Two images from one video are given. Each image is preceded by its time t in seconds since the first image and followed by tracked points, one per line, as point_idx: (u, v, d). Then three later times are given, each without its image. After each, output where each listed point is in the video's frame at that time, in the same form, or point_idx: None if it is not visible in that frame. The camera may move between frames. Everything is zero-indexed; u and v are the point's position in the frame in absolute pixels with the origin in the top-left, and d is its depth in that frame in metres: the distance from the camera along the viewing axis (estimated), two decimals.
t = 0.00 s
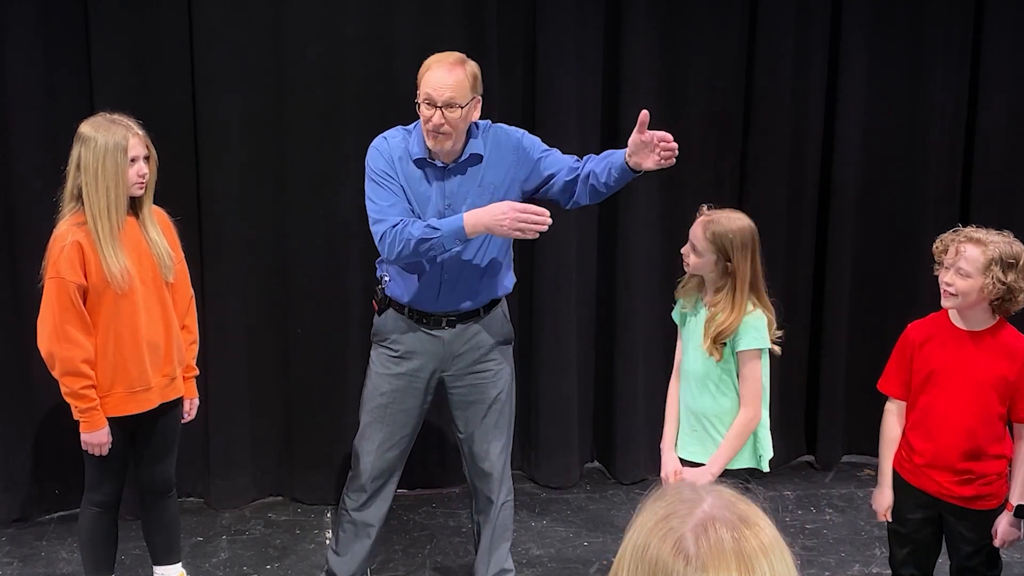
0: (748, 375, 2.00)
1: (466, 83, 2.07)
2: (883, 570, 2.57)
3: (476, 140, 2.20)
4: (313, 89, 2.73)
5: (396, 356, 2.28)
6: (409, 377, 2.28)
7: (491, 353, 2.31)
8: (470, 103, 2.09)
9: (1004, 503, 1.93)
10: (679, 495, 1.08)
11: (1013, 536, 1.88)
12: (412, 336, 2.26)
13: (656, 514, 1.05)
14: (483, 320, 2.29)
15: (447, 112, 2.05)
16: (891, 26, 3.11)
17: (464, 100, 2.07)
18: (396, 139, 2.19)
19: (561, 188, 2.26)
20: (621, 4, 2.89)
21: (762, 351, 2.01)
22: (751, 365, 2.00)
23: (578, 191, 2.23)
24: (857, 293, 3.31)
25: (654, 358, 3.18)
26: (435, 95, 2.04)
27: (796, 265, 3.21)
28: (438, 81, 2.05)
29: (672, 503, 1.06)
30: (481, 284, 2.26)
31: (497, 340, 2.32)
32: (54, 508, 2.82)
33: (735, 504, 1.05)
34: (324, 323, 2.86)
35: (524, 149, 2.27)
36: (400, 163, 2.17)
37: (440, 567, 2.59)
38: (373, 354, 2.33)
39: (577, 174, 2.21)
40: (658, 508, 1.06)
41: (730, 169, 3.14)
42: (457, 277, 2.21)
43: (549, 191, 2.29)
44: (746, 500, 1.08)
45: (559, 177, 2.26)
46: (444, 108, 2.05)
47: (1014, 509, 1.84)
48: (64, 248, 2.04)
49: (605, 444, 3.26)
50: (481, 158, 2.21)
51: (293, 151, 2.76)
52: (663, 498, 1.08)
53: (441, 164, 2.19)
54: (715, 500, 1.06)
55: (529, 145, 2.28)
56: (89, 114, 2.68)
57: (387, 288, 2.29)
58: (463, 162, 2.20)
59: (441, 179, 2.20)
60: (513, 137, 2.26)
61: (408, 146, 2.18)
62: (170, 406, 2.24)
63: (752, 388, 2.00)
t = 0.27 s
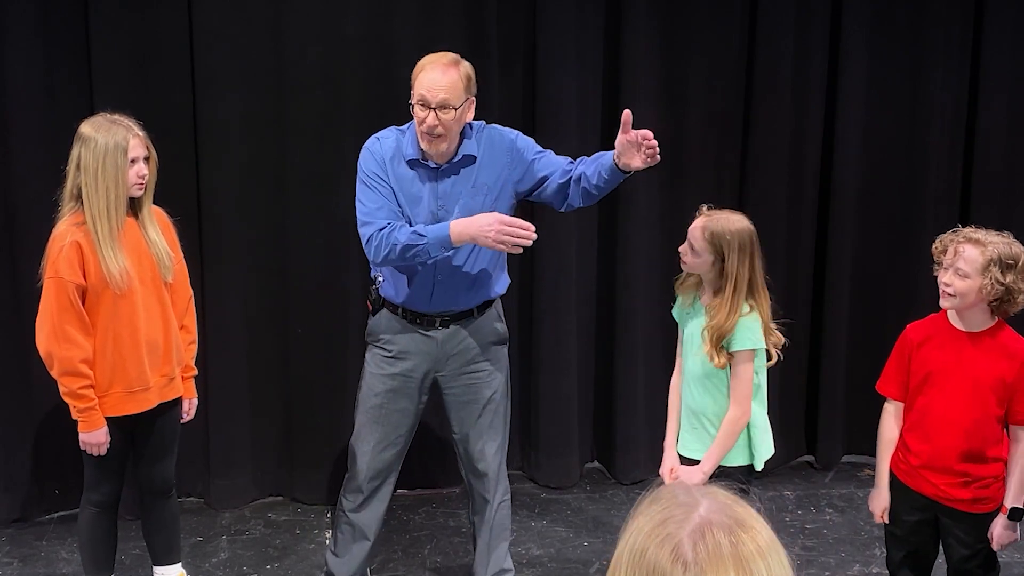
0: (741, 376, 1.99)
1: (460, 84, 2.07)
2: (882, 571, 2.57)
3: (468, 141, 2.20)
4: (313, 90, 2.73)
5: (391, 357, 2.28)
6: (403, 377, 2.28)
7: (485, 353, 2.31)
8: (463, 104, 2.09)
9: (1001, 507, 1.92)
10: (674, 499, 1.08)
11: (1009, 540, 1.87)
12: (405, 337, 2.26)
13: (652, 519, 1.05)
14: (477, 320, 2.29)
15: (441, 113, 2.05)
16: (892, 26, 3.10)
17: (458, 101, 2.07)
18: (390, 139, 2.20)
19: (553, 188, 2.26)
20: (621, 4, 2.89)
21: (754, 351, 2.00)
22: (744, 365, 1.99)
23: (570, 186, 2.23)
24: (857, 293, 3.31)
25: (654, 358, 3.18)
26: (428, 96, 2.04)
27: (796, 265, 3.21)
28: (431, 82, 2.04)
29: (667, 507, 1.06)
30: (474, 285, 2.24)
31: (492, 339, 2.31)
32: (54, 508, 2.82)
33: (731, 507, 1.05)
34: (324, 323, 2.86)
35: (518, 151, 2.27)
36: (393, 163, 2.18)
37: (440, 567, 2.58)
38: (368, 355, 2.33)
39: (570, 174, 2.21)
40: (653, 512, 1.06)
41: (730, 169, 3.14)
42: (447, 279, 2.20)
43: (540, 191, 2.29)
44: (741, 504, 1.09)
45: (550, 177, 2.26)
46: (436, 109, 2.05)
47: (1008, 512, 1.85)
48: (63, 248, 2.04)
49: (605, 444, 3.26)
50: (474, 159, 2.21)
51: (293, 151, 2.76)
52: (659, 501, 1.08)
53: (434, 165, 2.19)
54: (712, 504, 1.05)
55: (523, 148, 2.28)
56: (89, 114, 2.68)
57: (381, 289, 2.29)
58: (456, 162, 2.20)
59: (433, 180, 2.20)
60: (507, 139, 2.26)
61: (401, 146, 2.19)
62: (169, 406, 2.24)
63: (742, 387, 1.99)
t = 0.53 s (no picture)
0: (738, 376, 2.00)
1: (453, 82, 2.08)
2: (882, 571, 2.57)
3: (461, 142, 2.20)
4: (313, 90, 2.73)
5: (386, 358, 2.27)
6: (399, 377, 2.28)
7: (481, 353, 2.30)
8: (458, 102, 2.10)
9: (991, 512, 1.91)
10: (728, 507, 0.99)
11: (1005, 542, 1.88)
12: (400, 339, 2.26)
13: (703, 525, 0.96)
14: (472, 321, 2.28)
15: (437, 111, 2.06)
16: (892, 26, 3.10)
17: (452, 99, 2.08)
18: (382, 142, 2.20)
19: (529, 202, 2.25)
20: (621, 4, 2.89)
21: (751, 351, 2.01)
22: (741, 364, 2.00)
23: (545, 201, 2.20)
24: (857, 293, 3.31)
25: (654, 358, 3.18)
26: (424, 94, 2.05)
27: (796, 265, 3.21)
28: (426, 81, 2.05)
29: (721, 515, 0.97)
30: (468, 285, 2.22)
31: (487, 340, 2.30)
32: (54, 508, 2.82)
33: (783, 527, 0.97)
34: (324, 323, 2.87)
35: (512, 153, 2.27)
36: (385, 165, 2.18)
37: (440, 567, 2.58)
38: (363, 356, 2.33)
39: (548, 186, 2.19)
40: (704, 517, 0.97)
41: (730, 170, 3.14)
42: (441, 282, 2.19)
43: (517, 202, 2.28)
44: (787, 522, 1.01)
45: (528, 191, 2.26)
46: (432, 108, 2.05)
47: (997, 515, 1.86)
48: (62, 248, 2.04)
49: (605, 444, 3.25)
50: (468, 160, 2.21)
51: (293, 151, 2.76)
52: (705, 508, 0.99)
53: (427, 167, 2.19)
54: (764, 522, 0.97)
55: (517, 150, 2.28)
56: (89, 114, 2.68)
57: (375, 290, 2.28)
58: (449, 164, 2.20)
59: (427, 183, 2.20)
60: (499, 141, 2.26)
61: (393, 149, 2.19)
62: (168, 406, 2.24)
63: (740, 387, 2.00)
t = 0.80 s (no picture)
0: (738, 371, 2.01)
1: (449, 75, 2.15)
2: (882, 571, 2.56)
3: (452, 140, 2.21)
4: (313, 90, 2.74)
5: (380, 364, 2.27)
6: (394, 383, 2.27)
7: (474, 353, 2.31)
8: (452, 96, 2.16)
9: (989, 512, 1.90)
10: (742, 498, 1.00)
11: (1003, 542, 1.88)
12: (394, 342, 2.25)
13: (719, 514, 0.96)
14: (466, 321, 2.29)
15: (447, 101, 2.10)
16: (892, 25, 3.10)
17: (452, 90, 2.13)
18: (369, 143, 2.20)
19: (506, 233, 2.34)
20: (621, 4, 2.89)
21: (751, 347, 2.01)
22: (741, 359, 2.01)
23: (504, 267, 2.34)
24: (857, 293, 3.31)
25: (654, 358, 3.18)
26: (434, 87, 2.08)
27: (795, 265, 3.21)
28: (432, 75, 2.09)
29: (735, 504, 0.98)
30: (463, 282, 2.25)
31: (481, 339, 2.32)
32: (54, 508, 2.82)
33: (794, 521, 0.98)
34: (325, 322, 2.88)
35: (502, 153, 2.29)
36: (375, 165, 2.18)
37: (440, 567, 2.58)
38: (355, 362, 2.32)
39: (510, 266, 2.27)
40: (719, 506, 0.98)
41: (730, 169, 3.14)
42: (436, 279, 2.21)
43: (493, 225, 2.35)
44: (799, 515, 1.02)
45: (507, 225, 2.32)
46: (442, 100, 2.09)
47: (996, 514, 1.86)
48: (59, 249, 2.04)
49: (605, 444, 3.25)
50: (460, 158, 2.22)
51: (293, 151, 2.77)
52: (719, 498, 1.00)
53: (420, 166, 2.19)
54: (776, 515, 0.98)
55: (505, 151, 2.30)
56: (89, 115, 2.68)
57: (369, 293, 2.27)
58: (442, 161, 2.21)
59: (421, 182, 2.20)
60: (487, 140, 2.27)
61: (382, 149, 2.19)
62: (166, 406, 2.23)
63: (738, 383, 2.01)
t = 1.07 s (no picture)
0: (733, 371, 2.01)
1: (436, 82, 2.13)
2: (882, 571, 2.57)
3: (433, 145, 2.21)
4: (313, 90, 2.74)
5: (363, 366, 2.27)
6: (376, 385, 2.28)
7: (457, 355, 2.31)
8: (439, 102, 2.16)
9: (989, 510, 1.90)
10: (719, 488, 1.00)
11: (1003, 540, 1.88)
12: (375, 344, 2.26)
13: (699, 509, 0.96)
14: (448, 323, 2.29)
15: (436, 112, 2.10)
16: (892, 25, 3.10)
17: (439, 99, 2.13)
18: (350, 147, 2.21)
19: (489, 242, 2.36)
20: (621, 4, 2.89)
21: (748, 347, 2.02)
22: (738, 357, 2.01)
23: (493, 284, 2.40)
24: (857, 293, 3.31)
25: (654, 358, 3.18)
26: (423, 99, 2.07)
27: (795, 265, 3.21)
28: (421, 85, 2.07)
29: (711, 496, 0.98)
30: (443, 286, 2.26)
31: (464, 340, 2.32)
32: (54, 508, 2.82)
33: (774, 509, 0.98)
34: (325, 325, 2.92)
35: (482, 158, 2.28)
36: (354, 170, 2.18)
37: (440, 567, 2.58)
38: (338, 366, 2.32)
39: (502, 285, 2.35)
40: (696, 500, 0.98)
41: (730, 169, 3.14)
42: (414, 283, 2.21)
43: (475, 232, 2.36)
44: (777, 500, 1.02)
45: (491, 237, 2.34)
46: (431, 110, 2.09)
47: (995, 513, 1.86)
48: (58, 250, 2.04)
49: (605, 444, 3.25)
50: (441, 163, 2.22)
51: (293, 152, 2.77)
52: (696, 491, 1.00)
53: (400, 171, 2.19)
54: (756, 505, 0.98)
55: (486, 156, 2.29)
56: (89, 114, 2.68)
57: (350, 296, 2.27)
58: (423, 166, 2.20)
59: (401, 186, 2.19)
60: (469, 144, 2.26)
61: (363, 153, 2.19)
62: (166, 406, 2.23)
63: (736, 382, 2.00)
